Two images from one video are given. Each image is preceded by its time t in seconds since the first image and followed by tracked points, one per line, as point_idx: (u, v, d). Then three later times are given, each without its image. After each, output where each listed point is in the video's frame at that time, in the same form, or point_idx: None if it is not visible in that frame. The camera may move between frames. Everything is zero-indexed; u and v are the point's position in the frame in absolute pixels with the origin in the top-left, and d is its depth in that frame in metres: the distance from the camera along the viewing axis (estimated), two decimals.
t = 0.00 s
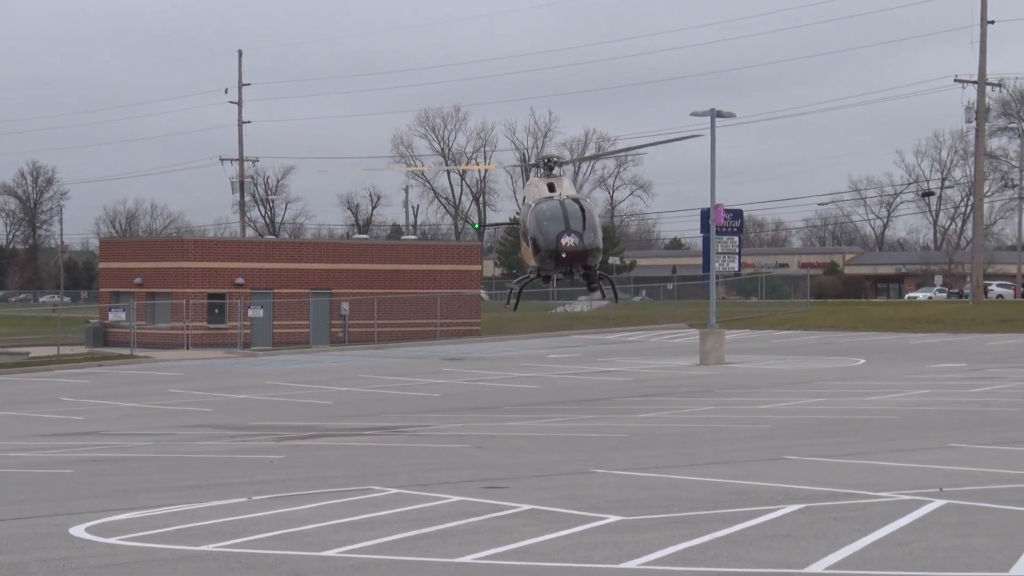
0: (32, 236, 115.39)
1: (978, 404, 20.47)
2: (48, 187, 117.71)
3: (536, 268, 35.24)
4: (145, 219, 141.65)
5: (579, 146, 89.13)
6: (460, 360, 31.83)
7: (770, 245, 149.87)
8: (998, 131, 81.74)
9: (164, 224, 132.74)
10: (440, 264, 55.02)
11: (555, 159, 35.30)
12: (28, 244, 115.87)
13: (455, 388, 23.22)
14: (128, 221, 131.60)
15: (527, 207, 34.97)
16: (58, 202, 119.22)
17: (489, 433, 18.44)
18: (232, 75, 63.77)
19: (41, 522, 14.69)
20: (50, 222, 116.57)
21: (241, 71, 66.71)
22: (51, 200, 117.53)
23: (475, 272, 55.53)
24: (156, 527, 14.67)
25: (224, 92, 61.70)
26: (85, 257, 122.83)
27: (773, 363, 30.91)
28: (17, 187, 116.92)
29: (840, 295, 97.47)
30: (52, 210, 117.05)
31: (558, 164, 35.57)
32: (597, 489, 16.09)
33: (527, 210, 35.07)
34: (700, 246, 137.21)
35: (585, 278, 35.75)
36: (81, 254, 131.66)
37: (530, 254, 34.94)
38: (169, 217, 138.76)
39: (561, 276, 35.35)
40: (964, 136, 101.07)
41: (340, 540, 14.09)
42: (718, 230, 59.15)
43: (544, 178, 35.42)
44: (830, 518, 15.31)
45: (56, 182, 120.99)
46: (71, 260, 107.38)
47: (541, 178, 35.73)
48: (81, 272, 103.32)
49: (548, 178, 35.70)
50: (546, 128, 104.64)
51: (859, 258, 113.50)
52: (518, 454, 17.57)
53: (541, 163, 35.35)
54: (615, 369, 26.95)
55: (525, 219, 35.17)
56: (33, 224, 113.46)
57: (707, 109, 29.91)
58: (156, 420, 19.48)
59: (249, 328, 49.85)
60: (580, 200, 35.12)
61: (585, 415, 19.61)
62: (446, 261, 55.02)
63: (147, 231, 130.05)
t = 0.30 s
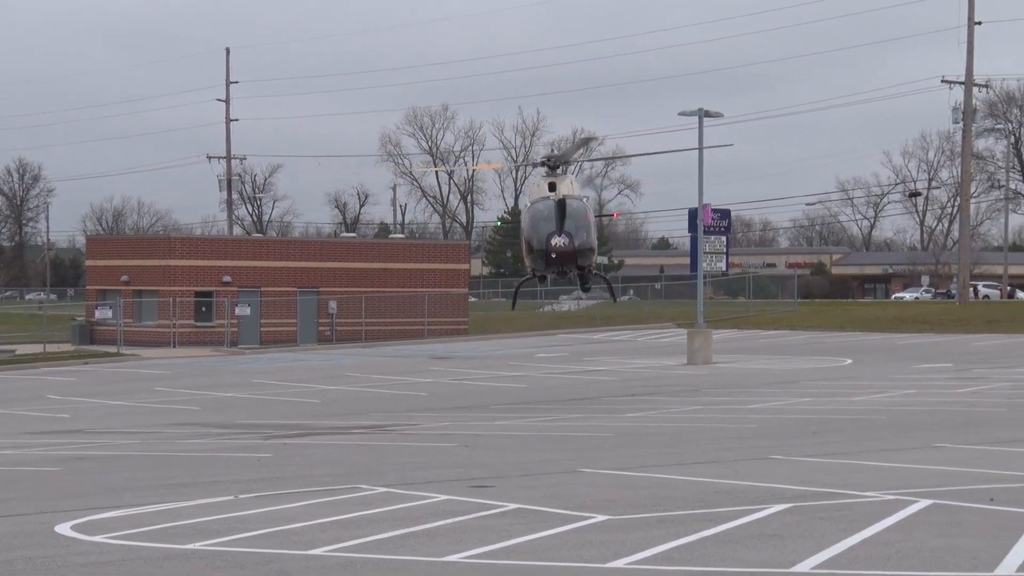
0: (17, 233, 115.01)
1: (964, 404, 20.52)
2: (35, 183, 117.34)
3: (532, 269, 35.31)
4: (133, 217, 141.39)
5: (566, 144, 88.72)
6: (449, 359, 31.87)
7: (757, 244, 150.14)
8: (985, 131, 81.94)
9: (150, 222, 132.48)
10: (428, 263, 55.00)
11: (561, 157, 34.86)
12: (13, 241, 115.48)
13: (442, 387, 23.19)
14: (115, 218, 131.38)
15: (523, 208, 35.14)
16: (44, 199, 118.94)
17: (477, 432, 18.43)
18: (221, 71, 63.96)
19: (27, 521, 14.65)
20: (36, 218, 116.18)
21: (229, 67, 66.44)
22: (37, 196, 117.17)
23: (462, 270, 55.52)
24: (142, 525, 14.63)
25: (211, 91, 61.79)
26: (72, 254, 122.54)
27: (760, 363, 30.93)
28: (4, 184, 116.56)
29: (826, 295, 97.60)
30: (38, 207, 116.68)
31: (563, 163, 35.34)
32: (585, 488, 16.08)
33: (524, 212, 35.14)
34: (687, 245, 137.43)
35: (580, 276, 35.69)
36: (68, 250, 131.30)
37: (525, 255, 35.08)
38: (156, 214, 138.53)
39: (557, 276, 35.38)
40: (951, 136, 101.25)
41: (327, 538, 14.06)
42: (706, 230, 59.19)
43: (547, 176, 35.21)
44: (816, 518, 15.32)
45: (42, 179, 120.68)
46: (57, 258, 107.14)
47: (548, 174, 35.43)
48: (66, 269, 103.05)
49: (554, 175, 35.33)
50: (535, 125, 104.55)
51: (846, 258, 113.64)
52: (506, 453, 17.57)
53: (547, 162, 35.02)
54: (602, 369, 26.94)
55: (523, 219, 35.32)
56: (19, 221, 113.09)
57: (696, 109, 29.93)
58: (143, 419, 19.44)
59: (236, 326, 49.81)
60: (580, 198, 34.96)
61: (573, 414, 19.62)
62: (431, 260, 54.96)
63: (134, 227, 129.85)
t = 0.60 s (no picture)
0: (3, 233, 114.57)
1: (951, 405, 20.57)
2: (20, 184, 116.91)
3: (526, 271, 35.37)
4: (118, 217, 140.98)
5: (554, 145, 88.62)
6: (436, 360, 31.90)
7: (744, 245, 150.45)
8: (972, 132, 82.13)
9: (136, 223, 132.19)
10: (416, 264, 54.95)
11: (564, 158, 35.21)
12: None
13: (429, 388, 23.22)
14: (100, 219, 131.19)
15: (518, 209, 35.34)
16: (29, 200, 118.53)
17: (465, 432, 18.44)
18: (208, 74, 63.93)
19: (14, 523, 14.61)
20: (21, 219, 115.75)
21: (214, 69, 66.33)
22: (23, 196, 116.75)
23: (450, 271, 55.52)
24: (129, 526, 14.60)
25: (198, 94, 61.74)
26: (57, 255, 122.16)
27: (747, 363, 31.01)
28: None
29: (813, 295, 97.81)
30: (24, 207, 116.21)
31: (567, 163, 35.71)
32: (573, 489, 16.09)
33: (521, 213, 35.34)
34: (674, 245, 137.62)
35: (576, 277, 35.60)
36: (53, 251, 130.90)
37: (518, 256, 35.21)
38: (142, 215, 138.19)
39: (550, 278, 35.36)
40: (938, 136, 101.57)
41: (314, 539, 14.05)
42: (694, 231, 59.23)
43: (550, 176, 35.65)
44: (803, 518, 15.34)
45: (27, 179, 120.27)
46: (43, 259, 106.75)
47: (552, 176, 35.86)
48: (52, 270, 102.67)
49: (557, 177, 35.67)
50: (524, 125, 104.58)
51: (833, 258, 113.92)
52: (494, 454, 17.58)
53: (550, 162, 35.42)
54: (589, 370, 26.97)
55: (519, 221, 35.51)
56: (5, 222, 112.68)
57: (683, 110, 29.98)
58: (130, 420, 19.42)
59: (223, 327, 49.86)
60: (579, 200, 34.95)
61: (560, 415, 19.65)
62: (418, 261, 54.93)
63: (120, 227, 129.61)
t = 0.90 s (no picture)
0: None
1: (934, 407, 20.62)
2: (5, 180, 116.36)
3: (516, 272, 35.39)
4: (102, 214, 140.47)
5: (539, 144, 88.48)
6: (421, 359, 31.90)
7: (730, 246, 150.71)
8: (957, 136, 82.33)
9: (121, 220, 131.76)
10: (401, 263, 54.98)
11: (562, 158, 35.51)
12: None
13: (413, 387, 23.23)
14: (86, 215, 130.74)
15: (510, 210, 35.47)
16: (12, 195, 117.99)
17: (449, 432, 18.43)
18: (194, 71, 63.85)
19: None
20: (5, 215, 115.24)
21: (201, 67, 66.22)
22: (6, 192, 116.24)
23: (435, 269, 55.71)
24: (111, 523, 14.55)
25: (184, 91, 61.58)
26: (41, 251, 121.68)
27: (732, 364, 31.08)
28: None
29: (798, 296, 98.03)
30: (8, 203, 115.72)
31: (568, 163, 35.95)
32: (556, 489, 16.09)
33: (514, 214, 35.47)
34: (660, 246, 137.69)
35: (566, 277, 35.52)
36: (38, 248, 130.40)
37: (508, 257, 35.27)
38: (127, 212, 137.70)
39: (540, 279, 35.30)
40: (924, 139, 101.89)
41: (297, 538, 14.02)
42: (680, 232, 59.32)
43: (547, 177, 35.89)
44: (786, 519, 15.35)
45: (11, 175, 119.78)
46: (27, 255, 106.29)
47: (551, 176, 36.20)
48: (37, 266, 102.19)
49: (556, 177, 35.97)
50: (512, 125, 104.61)
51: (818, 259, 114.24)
52: (478, 453, 17.57)
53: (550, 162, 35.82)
54: (574, 369, 27.00)
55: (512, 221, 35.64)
56: None
57: (670, 111, 30.03)
58: (113, 417, 19.37)
59: (208, 325, 49.69)
60: (573, 202, 35.12)
61: (544, 414, 19.65)
62: (403, 259, 54.98)
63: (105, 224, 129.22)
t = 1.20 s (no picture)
0: None
1: (908, 405, 20.73)
2: None
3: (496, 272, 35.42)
4: (75, 215, 139.60)
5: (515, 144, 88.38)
6: (396, 360, 31.85)
7: (705, 245, 151.07)
8: (931, 135, 82.72)
9: (95, 222, 131.02)
10: (377, 263, 54.95)
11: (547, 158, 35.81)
12: None
13: (387, 387, 23.22)
14: (60, 216, 129.87)
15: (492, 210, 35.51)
16: None
17: (424, 433, 18.41)
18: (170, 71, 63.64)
19: None
20: None
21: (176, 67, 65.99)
22: None
23: (411, 270, 55.65)
24: (85, 526, 14.48)
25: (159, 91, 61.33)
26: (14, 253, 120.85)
27: (707, 363, 31.16)
28: None
29: (773, 296, 98.41)
30: None
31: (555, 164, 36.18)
32: (532, 489, 16.09)
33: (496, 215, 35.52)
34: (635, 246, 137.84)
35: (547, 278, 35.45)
36: (12, 249, 129.60)
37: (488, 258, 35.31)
38: (101, 213, 136.92)
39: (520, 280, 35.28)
40: (898, 139, 102.43)
41: (272, 539, 13.98)
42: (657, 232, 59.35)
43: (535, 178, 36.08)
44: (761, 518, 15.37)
45: None
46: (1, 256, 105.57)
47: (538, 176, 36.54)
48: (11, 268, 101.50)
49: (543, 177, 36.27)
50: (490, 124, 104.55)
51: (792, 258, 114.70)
52: (454, 454, 17.55)
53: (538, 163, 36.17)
54: (549, 369, 27.02)
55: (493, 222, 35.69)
56: None
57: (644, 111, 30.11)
58: (86, 420, 19.26)
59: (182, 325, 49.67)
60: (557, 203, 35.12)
61: (518, 414, 19.67)
62: (379, 260, 54.96)
63: (79, 225, 128.53)
